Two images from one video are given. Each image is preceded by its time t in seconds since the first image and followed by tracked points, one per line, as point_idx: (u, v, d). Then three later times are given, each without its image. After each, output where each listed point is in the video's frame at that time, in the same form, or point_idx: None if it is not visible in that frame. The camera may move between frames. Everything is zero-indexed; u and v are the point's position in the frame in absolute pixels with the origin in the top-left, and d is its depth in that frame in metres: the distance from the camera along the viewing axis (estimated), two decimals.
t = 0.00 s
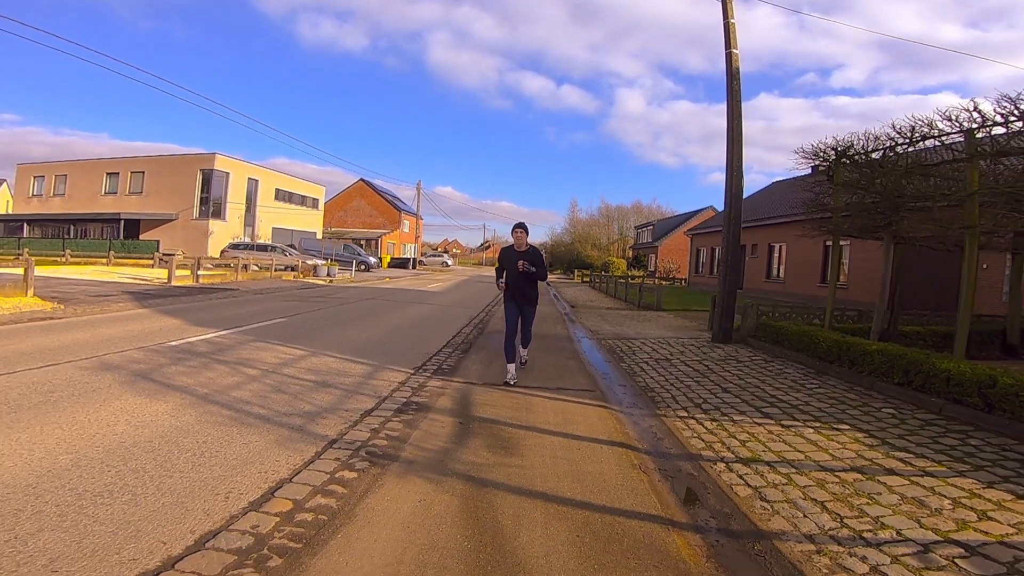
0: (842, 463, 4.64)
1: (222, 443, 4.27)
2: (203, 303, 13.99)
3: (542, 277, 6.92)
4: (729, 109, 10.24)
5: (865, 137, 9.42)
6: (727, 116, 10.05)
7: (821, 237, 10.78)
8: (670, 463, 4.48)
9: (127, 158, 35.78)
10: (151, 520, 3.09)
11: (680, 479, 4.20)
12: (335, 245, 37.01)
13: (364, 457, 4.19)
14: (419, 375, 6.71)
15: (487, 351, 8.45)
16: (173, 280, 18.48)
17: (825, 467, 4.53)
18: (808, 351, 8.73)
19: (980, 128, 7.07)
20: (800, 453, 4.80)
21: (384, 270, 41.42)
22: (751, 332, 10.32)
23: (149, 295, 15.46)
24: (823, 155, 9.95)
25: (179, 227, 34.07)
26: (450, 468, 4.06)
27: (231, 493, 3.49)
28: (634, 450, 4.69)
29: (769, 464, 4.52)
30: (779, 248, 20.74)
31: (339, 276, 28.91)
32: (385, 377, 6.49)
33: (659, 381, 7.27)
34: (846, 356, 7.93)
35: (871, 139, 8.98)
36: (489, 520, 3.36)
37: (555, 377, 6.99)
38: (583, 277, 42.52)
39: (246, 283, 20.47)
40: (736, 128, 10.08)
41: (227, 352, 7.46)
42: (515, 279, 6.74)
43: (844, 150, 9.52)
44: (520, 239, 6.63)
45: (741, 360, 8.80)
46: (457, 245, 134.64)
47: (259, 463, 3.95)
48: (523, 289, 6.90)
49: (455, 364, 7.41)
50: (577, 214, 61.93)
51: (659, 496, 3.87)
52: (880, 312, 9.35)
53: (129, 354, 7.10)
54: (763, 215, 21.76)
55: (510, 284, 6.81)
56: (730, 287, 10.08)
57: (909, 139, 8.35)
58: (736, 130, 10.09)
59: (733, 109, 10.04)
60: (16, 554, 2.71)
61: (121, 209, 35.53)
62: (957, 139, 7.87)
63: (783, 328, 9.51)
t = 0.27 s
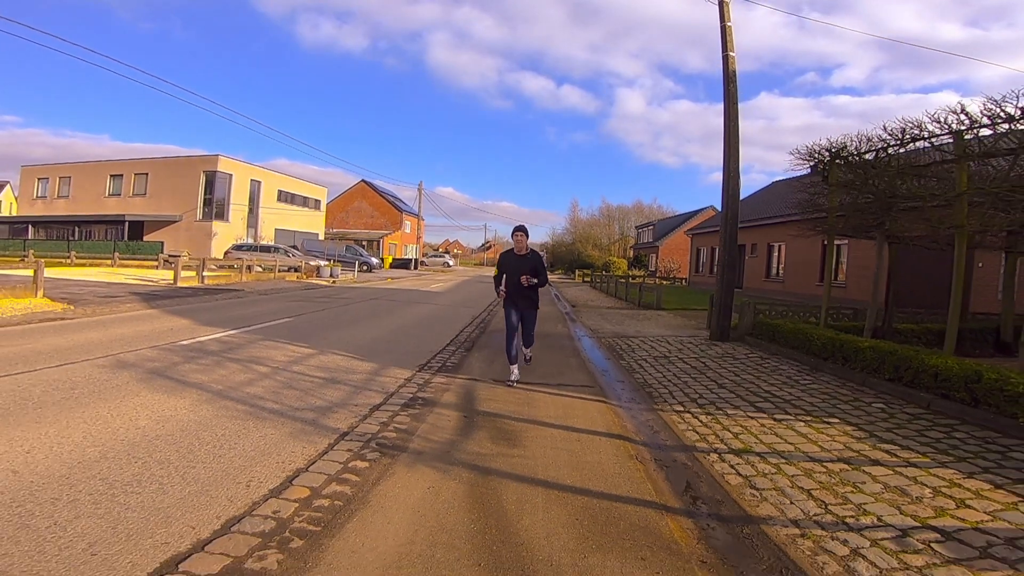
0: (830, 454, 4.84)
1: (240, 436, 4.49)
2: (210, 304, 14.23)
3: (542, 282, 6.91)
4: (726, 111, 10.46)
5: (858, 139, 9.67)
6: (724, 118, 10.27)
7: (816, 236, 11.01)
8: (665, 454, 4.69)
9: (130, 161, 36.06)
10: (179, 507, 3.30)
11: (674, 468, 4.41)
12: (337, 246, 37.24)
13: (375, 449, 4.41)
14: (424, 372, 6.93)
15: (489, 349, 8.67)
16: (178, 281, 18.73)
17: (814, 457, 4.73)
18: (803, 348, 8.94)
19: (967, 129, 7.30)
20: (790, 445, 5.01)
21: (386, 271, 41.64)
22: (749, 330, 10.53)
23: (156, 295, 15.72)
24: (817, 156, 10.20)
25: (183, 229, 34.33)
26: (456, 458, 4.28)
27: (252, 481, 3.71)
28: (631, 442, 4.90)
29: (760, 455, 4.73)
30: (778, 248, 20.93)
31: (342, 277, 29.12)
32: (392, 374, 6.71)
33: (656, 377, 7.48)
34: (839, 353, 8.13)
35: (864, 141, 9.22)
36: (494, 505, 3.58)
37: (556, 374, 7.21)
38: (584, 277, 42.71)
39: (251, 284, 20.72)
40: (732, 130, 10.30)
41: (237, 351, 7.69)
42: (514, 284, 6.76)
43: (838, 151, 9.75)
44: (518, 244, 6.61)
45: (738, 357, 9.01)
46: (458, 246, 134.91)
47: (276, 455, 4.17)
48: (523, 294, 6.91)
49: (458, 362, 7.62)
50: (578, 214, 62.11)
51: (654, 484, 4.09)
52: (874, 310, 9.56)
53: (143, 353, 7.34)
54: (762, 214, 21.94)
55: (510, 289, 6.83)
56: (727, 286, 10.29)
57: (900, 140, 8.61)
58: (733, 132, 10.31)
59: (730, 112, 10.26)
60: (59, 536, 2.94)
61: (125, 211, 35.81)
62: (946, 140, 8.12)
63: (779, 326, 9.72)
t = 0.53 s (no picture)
0: (819, 446, 5.06)
1: (257, 430, 4.72)
2: (218, 305, 14.48)
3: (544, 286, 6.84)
4: (723, 114, 10.68)
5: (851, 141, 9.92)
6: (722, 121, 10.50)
7: (813, 237, 11.24)
8: (661, 446, 4.92)
9: (134, 163, 36.36)
10: (206, 494, 3.52)
11: (669, 459, 4.63)
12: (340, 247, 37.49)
13: (386, 441, 4.64)
14: (429, 370, 7.16)
15: (492, 347, 8.90)
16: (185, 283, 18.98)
17: (803, 449, 4.95)
18: (799, 346, 9.15)
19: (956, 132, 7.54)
20: (781, 438, 5.22)
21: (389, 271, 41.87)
22: (747, 328, 10.75)
23: (164, 297, 15.98)
24: (812, 157, 10.43)
25: (187, 231, 34.61)
26: (463, 450, 4.51)
27: (271, 470, 3.95)
28: (629, 434, 5.13)
29: (752, 446, 4.95)
30: (777, 247, 21.12)
31: (345, 278, 29.36)
32: (399, 372, 6.94)
33: (655, 374, 7.70)
34: (833, 351, 8.35)
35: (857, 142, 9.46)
36: (499, 491, 3.81)
37: (557, 371, 7.43)
38: (585, 277, 42.92)
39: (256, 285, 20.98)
40: (729, 132, 10.53)
41: (248, 350, 7.93)
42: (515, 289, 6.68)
43: (833, 152, 9.99)
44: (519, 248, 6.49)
45: (735, 355, 9.23)
46: (460, 245, 135.12)
47: (293, 446, 4.40)
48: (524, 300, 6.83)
49: (462, 360, 7.85)
50: (579, 214, 62.31)
51: (650, 473, 4.32)
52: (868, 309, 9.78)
53: (157, 352, 7.58)
54: (762, 214, 22.13)
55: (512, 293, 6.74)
56: (725, 285, 10.51)
57: (892, 142, 8.88)
58: (730, 135, 10.54)
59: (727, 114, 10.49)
60: (97, 519, 3.16)
61: (130, 213, 36.11)
62: (935, 143, 8.38)
63: (776, 324, 9.94)
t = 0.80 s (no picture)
0: (812, 439, 5.26)
1: (274, 423, 4.96)
2: (226, 305, 14.74)
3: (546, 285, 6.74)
4: (723, 117, 10.90)
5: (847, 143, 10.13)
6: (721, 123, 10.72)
7: (811, 237, 11.43)
8: (660, 438, 5.14)
9: (140, 165, 36.69)
10: (231, 484, 3.74)
11: (667, 450, 4.85)
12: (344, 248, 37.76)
13: (397, 434, 4.86)
14: (436, 367, 7.39)
15: (496, 346, 9.12)
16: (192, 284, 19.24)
17: (796, 441, 5.16)
18: (796, 344, 9.35)
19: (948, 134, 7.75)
20: (776, 431, 5.43)
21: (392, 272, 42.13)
22: (746, 327, 10.95)
23: (172, 297, 16.24)
24: (809, 159, 10.65)
25: (192, 232, 34.91)
26: (471, 442, 4.73)
27: (291, 461, 4.18)
28: (629, 428, 5.35)
29: (747, 439, 5.16)
30: (778, 247, 21.30)
31: (349, 279, 29.61)
32: (406, 369, 7.17)
33: (655, 371, 7.92)
34: (830, 348, 8.56)
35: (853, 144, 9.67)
36: (506, 479, 4.03)
37: (560, 369, 7.64)
38: (587, 277, 43.12)
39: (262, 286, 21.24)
40: (729, 135, 10.74)
41: (260, 348, 8.17)
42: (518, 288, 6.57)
43: (829, 154, 10.21)
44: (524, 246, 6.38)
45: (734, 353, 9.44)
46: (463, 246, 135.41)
47: (310, 439, 4.63)
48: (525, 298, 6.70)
49: (467, 358, 8.06)
50: (581, 215, 62.52)
51: (649, 463, 4.54)
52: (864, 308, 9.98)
53: (173, 351, 7.82)
54: (762, 214, 22.32)
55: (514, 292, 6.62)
56: (724, 285, 10.71)
57: (887, 144, 9.10)
58: (729, 137, 10.76)
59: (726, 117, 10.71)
60: (132, 504, 3.39)
61: (135, 215, 36.43)
62: (928, 144, 8.60)
63: (774, 323, 10.14)
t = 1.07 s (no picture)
0: (804, 433, 5.47)
1: (290, 417, 5.20)
2: (234, 305, 15.00)
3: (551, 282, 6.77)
4: (723, 120, 11.10)
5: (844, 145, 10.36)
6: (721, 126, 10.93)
7: (809, 237, 11.63)
8: (658, 432, 5.36)
9: (146, 167, 37.04)
10: (254, 473, 3.99)
11: (664, 443, 5.06)
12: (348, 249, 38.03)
13: (407, 427, 5.09)
14: (442, 365, 7.62)
15: (499, 345, 9.32)
16: (200, 285, 19.52)
17: (789, 435, 5.37)
18: (794, 342, 9.55)
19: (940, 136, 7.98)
20: (770, 425, 5.64)
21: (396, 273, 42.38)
22: (745, 326, 11.15)
23: (181, 298, 16.53)
24: (806, 161, 10.87)
25: (198, 234, 35.23)
26: (477, 435, 4.96)
27: (308, 452, 4.41)
28: (628, 422, 5.56)
29: (741, 432, 5.37)
30: (778, 248, 21.47)
31: (354, 280, 29.86)
32: (413, 366, 7.40)
33: (655, 369, 8.13)
34: (826, 346, 8.76)
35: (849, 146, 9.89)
36: (511, 469, 4.26)
37: (562, 366, 7.86)
38: (590, 278, 43.32)
39: (268, 287, 21.50)
40: (728, 137, 10.96)
41: (271, 347, 8.42)
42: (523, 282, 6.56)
43: (827, 156, 10.42)
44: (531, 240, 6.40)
45: (733, 352, 9.63)
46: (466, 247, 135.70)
47: (324, 432, 4.87)
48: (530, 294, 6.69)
49: (472, 356, 8.28)
50: (583, 215, 62.72)
51: (647, 455, 4.76)
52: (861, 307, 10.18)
53: (187, 349, 8.07)
54: (763, 215, 22.50)
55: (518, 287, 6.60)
56: (724, 285, 10.91)
57: (882, 147, 9.32)
58: (728, 139, 10.98)
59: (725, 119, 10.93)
60: (163, 490, 3.64)
61: (142, 216, 36.78)
62: (922, 147, 8.81)
63: (773, 322, 10.32)
